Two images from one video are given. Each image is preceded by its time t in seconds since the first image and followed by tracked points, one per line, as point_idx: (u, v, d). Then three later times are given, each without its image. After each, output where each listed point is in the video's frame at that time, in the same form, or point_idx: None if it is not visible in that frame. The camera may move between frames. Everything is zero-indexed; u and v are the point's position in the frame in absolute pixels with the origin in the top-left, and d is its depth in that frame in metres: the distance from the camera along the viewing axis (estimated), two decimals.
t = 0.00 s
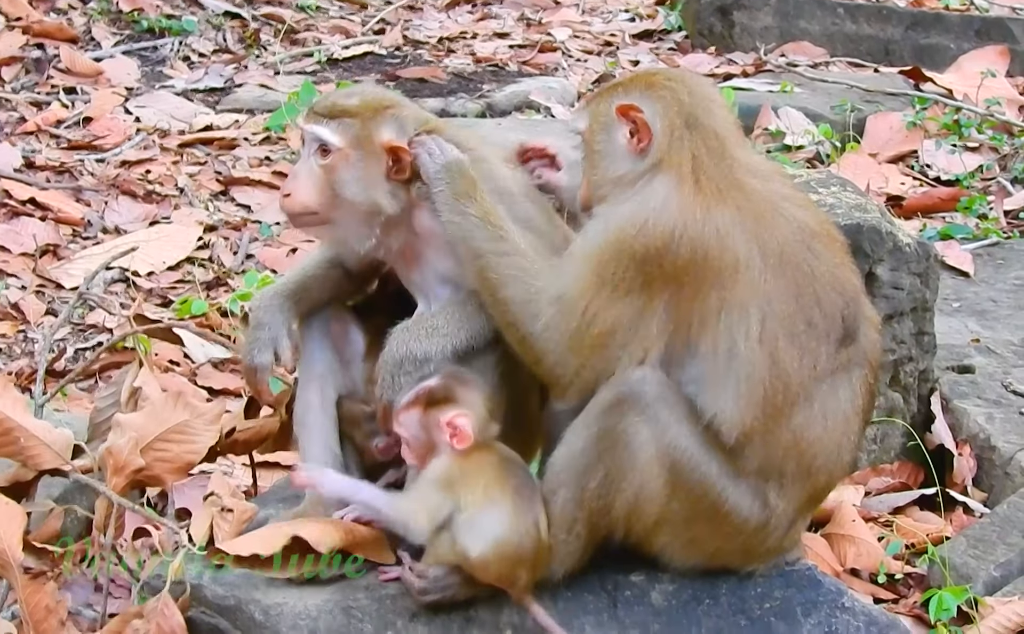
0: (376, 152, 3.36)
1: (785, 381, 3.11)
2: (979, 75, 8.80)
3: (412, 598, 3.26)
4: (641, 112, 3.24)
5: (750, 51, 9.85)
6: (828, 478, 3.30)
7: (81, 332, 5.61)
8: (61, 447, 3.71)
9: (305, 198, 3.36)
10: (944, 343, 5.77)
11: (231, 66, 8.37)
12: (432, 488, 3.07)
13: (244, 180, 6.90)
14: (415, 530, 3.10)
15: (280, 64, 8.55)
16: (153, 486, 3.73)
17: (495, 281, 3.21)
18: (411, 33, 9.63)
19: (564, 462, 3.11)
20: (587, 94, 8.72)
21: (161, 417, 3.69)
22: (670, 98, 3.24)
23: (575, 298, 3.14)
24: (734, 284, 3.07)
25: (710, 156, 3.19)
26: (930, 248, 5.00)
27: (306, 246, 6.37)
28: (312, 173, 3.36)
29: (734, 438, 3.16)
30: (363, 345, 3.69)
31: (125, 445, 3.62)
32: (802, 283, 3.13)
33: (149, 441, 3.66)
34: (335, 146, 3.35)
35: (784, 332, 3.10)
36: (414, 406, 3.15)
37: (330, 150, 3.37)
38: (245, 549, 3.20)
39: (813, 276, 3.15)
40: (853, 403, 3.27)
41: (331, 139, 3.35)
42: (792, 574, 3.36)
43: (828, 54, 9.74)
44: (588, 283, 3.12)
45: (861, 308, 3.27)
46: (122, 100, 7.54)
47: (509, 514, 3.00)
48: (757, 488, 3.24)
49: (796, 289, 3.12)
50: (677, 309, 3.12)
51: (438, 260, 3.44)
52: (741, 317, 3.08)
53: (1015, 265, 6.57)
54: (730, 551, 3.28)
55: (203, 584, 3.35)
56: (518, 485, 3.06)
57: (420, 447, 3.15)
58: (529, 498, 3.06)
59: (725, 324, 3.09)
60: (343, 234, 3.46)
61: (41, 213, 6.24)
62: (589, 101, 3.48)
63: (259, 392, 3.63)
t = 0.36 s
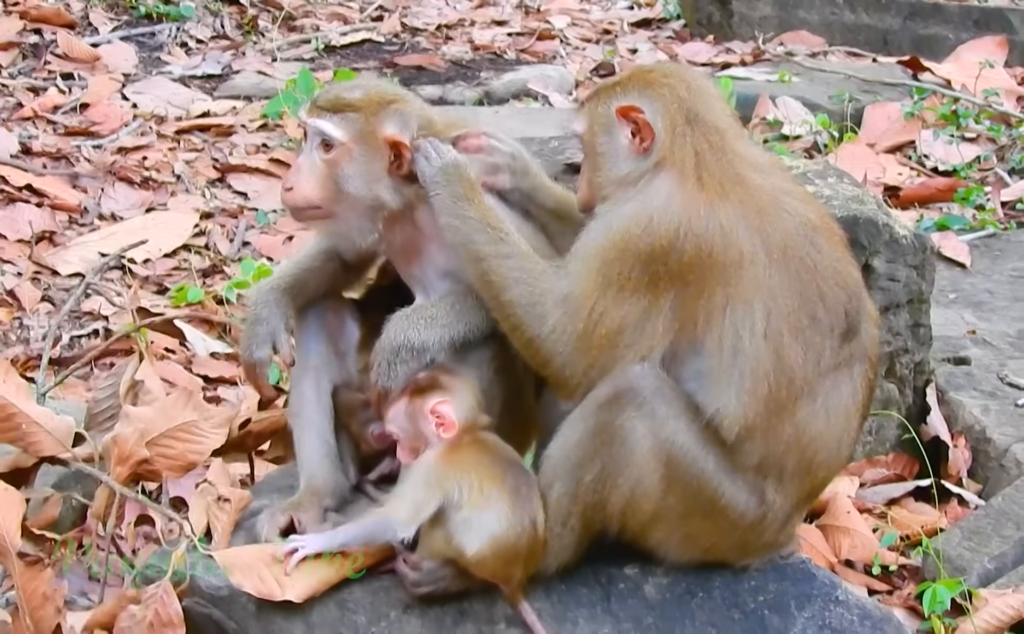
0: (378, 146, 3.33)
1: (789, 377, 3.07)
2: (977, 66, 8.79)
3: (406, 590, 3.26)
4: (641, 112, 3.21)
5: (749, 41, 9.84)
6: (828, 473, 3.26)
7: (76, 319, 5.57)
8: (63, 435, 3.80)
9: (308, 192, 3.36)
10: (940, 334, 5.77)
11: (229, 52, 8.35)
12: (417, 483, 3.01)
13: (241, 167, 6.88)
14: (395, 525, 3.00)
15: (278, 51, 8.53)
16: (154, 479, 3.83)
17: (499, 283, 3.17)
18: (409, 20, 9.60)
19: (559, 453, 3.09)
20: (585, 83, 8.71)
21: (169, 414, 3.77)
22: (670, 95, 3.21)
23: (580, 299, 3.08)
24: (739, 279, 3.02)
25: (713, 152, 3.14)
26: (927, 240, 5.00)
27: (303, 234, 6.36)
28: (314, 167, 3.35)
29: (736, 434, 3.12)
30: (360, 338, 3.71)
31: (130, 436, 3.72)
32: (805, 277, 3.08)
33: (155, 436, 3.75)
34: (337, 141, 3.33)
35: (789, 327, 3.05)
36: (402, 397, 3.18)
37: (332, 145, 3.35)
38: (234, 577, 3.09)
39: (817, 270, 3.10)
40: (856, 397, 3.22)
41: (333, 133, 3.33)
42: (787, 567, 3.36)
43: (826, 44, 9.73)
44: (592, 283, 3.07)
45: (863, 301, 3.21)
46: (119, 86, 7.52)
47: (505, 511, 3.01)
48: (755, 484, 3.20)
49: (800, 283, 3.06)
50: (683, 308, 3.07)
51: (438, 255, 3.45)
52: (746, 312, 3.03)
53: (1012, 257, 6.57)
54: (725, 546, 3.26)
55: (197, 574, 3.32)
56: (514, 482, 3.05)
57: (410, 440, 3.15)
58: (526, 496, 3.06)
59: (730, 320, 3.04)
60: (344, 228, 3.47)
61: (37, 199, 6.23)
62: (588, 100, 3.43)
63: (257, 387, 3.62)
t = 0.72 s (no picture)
0: (376, 127, 3.27)
1: (786, 363, 3.09)
2: (976, 48, 8.76)
3: (399, 576, 3.25)
4: (632, 98, 3.17)
5: (748, 22, 9.78)
6: (824, 460, 3.29)
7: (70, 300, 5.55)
8: (64, 412, 3.79)
9: (303, 171, 3.27)
10: (937, 318, 5.76)
11: (225, 32, 8.30)
12: (407, 478, 2.98)
13: (237, 147, 6.85)
14: (385, 517, 2.96)
15: (275, 30, 8.48)
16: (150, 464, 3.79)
17: (494, 272, 3.14)
18: None
19: (554, 440, 3.08)
20: (583, 63, 8.66)
21: (173, 400, 3.74)
22: (661, 81, 3.18)
23: (573, 286, 3.05)
24: (735, 265, 3.04)
25: (706, 138, 3.13)
26: (925, 225, 4.98)
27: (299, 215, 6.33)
28: (311, 148, 3.26)
29: (732, 420, 3.13)
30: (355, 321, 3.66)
31: (132, 419, 3.69)
32: (801, 263, 3.10)
33: (156, 421, 3.72)
34: (335, 120, 3.26)
35: (785, 314, 3.07)
36: (387, 392, 3.12)
37: (330, 125, 3.27)
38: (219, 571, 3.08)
39: (812, 255, 3.12)
40: (851, 384, 3.25)
41: (331, 114, 3.26)
42: (782, 554, 3.36)
43: (825, 26, 9.68)
44: (586, 270, 3.04)
45: (860, 288, 3.24)
46: (114, 65, 7.47)
47: (502, 502, 2.98)
48: (750, 471, 3.21)
49: (796, 269, 3.09)
50: (679, 295, 3.06)
51: (433, 238, 3.42)
52: (742, 299, 3.04)
53: (1011, 241, 6.55)
54: (719, 534, 3.27)
55: (191, 559, 3.29)
56: (509, 473, 3.02)
57: (399, 434, 3.11)
58: (521, 488, 3.03)
59: (727, 306, 3.05)
60: (340, 209, 3.38)
61: (32, 178, 6.20)
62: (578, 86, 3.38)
63: (252, 372, 3.60)
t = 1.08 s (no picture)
0: (375, 98, 3.18)
1: (785, 348, 2.99)
2: (976, 32, 8.68)
3: (388, 562, 3.21)
4: (627, 74, 3.07)
5: (746, 6, 9.67)
6: (823, 446, 3.20)
7: (61, 283, 5.50)
8: (42, 397, 3.81)
9: (299, 143, 3.21)
10: (937, 303, 5.68)
11: (218, 15, 8.21)
12: (399, 466, 2.95)
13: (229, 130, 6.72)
14: (382, 511, 2.94)
15: (268, 13, 8.38)
16: (133, 443, 3.81)
17: (489, 251, 3.04)
18: None
19: (546, 422, 3.01)
20: (580, 47, 8.56)
21: (145, 376, 3.74)
22: (658, 56, 3.07)
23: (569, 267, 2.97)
24: (735, 247, 2.94)
25: (705, 115, 3.02)
26: (924, 207, 4.90)
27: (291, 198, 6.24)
28: (308, 119, 3.19)
29: (730, 405, 3.04)
30: (345, 303, 3.58)
31: (106, 400, 3.71)
32: (803, 245, 3.00)
33: (131, 398, 3.73)
34: (332, 92, 3.18)
35: (785, 297, 2.97)
36: (371, 381, 3.08)
37: (327, 97, 3.19)
38: (193, 558, 3.08)
39: (814, 237, 3.02)
40: (852, 369, 3.15)
41: (327, 85, 3.17)
42: (779, 541, 3.27)
43: (824, 10, 9.58)
44: (582, 252, 2.95)
45: (862, 271, 3.13)
46: (106, 48, 7.39)
47: (490, 484, 2.94)
48: (747, 456, 3.12)
49: (796, 251, 2.99)
50: (677, 276, 2.97)
51: (430, 215, 3.32)
52: (742, 283, 2.95)
53: (1012, 226, 6.46)
54: (716, 519, 3.18)
55: (175, 541, 3.28)
56: (498, 455, 2.99)
57: (386, 423, 3.07)
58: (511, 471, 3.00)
59: (725, 289, 2.95)
60: (338, 181, 3.30)
61: (23, 161, 6.15)
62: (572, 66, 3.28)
63: (244, 351, 3.50)
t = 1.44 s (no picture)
0: (378, 70, 3.08)
1: (804, 328, 2.84)
2: (992, 51, 8.61)
3: (392, 550, 3.08)
4: (636, 45, 2.92)
5: (759, 25, 9.61)
6: (841, 431, 3.05)
7: (63, 289, 5.44)
8: (38, 389, 3.69)
9: (299, 118, 3.10)
10: (956, 310, 5.57)
11: (229, 32, 8.18)
12: (405, 447, 2.84)
13: (238, 143, 6.69)
14: (387, 494, 2.81)
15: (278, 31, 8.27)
16: (130, 436, 3.69)
17: (499, 229, 2.92)
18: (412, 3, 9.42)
19: (555, 401, 2.89)
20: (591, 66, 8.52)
21: (142, 367, 3.64)
22: (669, 27, 2.92)
23: (581, 246, 2.83)
24: (753, 224, 2.78)
25: (719, 87, 2.86)
26: (943, 206, 4.78)
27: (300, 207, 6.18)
28: (309, 93, 3.09)
29: (746, 386, 2.89)
30: (349, 289, 3.48)
31: (103, 391, 3.58)
32: (822, 222, 2.84)
33: (128, 389, 3.62)
34: (333, 64, 3.08)
35: (805, 275, 2.82)
36: (380, 362, 3.00)
37: (328, 70, 3.09)
38: (192, 543, 2.89)
39: (835, 214, 2.86)
40: (873, 353, 2.99)
41: (328, 56, 3.07)
42: (797, 528, 3.16)
43: (838, 30, 9.52)
44: (594, 231, 2.81)
45: (882, 248, 2.96)
46: (115, 63, 7.35)
47: (499, 467, 2.83)
48: (763, 438, 2.97)
49: (815, 227, 2.83)
50: (692, 254, 2.82)
51: (436, 194, 3.23)
52: (759, 260, 2.79)
53: None
54: (731, 506, 3.04)
55: (171, 531, 3.15)
56: (507, 437, 2.88)
57: (395, 404, 2.98)
58: (520, 454, 2.87)
59: (742, 268, 2.80)
60: (342, 159, 3.20)
61: (27, 171, 6.11)
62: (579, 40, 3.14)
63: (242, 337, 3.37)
